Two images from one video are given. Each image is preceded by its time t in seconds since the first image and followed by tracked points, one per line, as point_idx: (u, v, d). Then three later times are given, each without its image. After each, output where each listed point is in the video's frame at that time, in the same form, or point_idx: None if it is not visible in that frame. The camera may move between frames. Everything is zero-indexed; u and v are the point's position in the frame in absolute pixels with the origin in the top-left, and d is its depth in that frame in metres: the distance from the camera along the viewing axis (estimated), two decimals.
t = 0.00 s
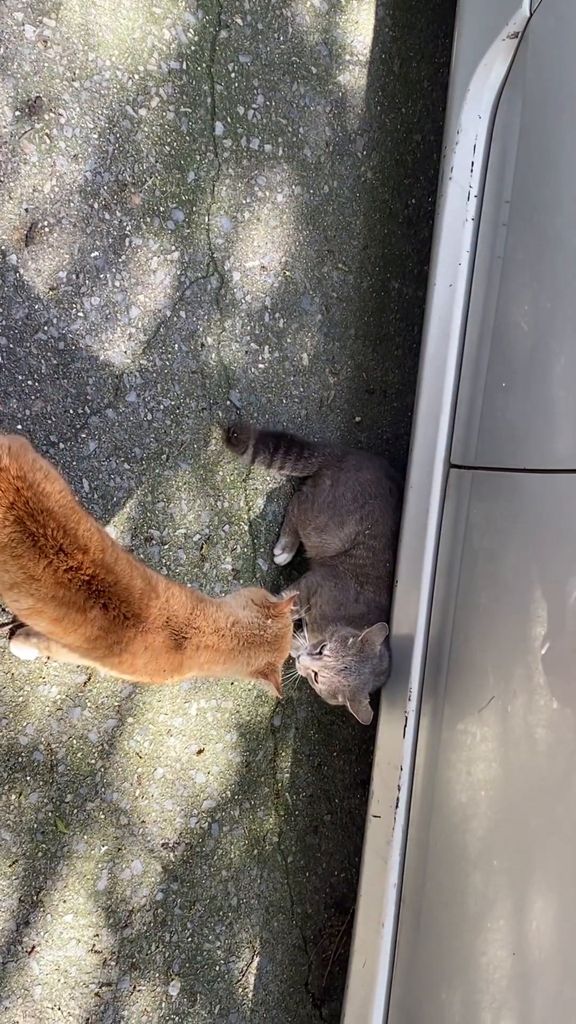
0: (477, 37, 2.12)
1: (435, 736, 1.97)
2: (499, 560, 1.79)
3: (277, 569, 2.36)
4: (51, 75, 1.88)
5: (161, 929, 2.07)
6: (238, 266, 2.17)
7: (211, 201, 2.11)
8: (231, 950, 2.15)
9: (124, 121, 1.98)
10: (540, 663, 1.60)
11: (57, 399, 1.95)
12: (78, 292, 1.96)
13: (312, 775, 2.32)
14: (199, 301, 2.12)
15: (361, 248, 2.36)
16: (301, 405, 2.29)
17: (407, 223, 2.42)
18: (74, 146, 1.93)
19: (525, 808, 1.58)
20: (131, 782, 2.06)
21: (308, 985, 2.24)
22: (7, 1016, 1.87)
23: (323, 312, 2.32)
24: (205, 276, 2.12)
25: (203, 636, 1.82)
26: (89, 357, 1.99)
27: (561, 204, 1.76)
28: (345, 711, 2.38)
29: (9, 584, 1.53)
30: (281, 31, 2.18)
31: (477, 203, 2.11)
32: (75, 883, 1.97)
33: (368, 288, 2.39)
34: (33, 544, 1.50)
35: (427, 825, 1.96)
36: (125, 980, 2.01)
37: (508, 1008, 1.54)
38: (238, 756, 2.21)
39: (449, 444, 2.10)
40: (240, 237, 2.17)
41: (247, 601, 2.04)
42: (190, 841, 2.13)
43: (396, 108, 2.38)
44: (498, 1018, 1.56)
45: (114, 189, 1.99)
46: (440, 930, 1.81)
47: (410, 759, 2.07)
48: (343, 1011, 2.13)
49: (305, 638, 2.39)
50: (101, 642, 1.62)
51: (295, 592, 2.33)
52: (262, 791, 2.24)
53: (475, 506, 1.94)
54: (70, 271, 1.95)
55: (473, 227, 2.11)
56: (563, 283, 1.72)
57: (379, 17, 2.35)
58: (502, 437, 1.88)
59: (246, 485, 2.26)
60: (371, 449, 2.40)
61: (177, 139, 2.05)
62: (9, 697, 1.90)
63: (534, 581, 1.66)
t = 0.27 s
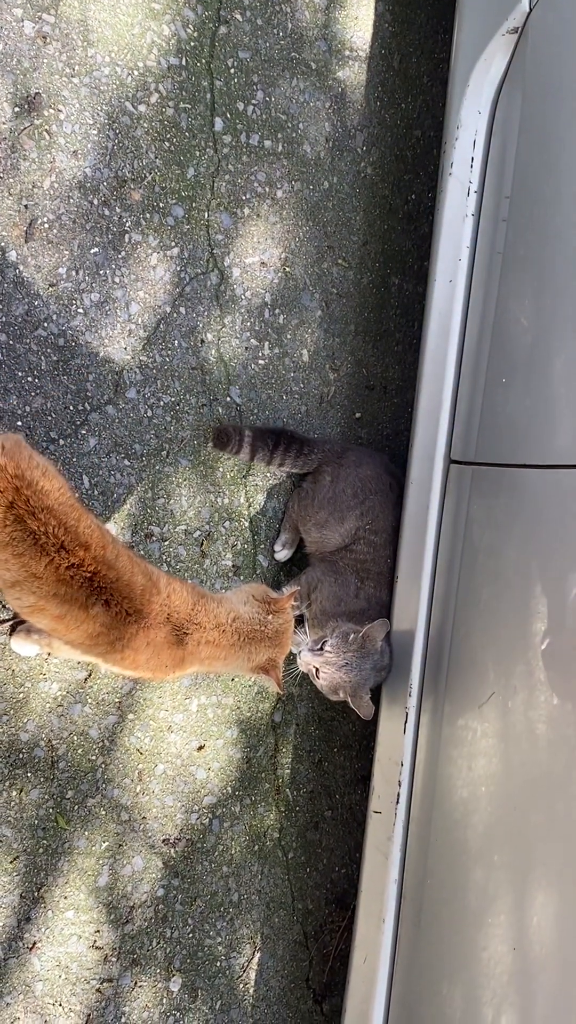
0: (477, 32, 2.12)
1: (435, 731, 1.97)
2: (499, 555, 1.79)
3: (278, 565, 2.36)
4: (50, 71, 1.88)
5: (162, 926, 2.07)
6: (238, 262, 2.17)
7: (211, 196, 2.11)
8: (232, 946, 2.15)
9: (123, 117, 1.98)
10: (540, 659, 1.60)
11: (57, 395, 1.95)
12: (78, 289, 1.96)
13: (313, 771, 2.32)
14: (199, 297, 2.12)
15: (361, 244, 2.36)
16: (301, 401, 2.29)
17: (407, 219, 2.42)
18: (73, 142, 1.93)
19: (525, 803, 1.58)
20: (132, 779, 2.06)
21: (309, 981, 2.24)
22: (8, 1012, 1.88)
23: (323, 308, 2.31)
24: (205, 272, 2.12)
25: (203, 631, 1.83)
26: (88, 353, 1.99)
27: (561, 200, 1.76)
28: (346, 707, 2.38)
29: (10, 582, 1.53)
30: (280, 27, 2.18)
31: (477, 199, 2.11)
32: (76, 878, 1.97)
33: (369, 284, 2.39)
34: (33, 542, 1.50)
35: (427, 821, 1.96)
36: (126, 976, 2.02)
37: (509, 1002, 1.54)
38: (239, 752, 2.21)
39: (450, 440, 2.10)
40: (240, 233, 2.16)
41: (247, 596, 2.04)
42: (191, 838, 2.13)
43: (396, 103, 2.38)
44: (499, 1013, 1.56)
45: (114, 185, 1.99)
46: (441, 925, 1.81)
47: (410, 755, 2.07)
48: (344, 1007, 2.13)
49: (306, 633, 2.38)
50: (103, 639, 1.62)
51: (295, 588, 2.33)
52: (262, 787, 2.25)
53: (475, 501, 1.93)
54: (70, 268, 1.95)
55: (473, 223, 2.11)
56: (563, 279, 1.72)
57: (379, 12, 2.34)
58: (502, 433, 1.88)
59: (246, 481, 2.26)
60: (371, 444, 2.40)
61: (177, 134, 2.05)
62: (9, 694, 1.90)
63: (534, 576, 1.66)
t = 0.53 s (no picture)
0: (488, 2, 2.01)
1: (443, 739, 1.87)
2: (511, 554, 1.69)
3: (278, 564, 2.27)
4: (37, 45, 1.79)
5: (157, 942, 1.98)
6: (235, 246, 2.07)
7: (207, 178, 2.02)
8: (230, 964, 2.06)
9: (115, 94, 1.89)
10: (554, 663, 1.51)
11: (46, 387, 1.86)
12: (67, 275, 1.87)
13: (315, 779, 2.23)
14: (195, 283, 2.02)
15: (365, 227, 2.26)
16: (302, 393, 2.20)
17: (413, 201, 2.32)
18: (63, 120, 1.83)
19: (538, 815, 1.49)
20: (125, 788, 1.97)
21: (311, 1000, 2.15)
22: None
23: (325, 295, 2.22)
24: (201, 257, 2.03)
25: (200, 633, 1.73)
26: (79, 343, 1.89)
27: None
28: (349, 713, 2.28)
29: None
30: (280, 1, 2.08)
31: (487, 179, 2.00)
32: (66, 893, 1.88)
33: (373, 270, 2.29)
34: (19, 542, 1.41)
35: (435, 833, 1.86)
36: (120, 995, 1.93)
37: None
38: (238, 760, 2.12)
39: (458, 433, 2.00)
40: (237, 217, 2.07)
41: (245, 597, 1.94)
42: (187, 850, 2.04)
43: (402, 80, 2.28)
44: None
45: (105, 166, 1.89)
46: (449, 943, 1.72)
47: (417, 764, 1.97)
48: None
49: (308, 636, 2.28)
50: (94, 643, 1.53)
51: (296, 588, 2.23)
52: (262, 796, 2.15)
53: (485, 497, 1.83)
54: (59, 253, 1.86)
55: (483, 204, 2.00)
56: None
57: None
58: (514, 425, 1.78)
59: (245, 477, 2.17)
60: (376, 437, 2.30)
61: (171, 112, 1.95)
62: None
63: (548, 576, 1.56)
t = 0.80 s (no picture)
0: None
1: (450, 745, 1.79)
2: (523, 551, 1.62)
3: (278, 563, 2.19)
4: (27, 24, 1.71)
5: (153, 956, 1.91)
6: (233, 234, 2.00)
7: (205, 162, 1.95)
8: (229, 978, 1.99)
9: (108, 75, 1.81)
10: (566, 666, 1.47)
11: (37, 379, 1.79)
12: (59, 263, 1.80)
13: (317, 786, 2.15)
14: (191, 271, 1.95)
15: (368, 212, 2.19)
16: (303, 386, 2.12)
17: (417, 186, 2.25)
18: (53, 101, 1.76)
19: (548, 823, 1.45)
20: (120, 796, 1.89)
21: (312, 1015, 2.08)
22: None
23: (326, 282, 2.15)
24: (198, 244, 1.96)
25: (197, 634, 1.65)
26: (71, 334, 1.82)
27: None
28: (352, 717, 2.21)
29: None
30: None
31: (495, 162, 1.92)
32: (59, 906, 1.81)
33: (376, 258, 2.21)
34: (9, 541, 1.35)
35: (442, 843, 1.78)
36: (114, 1011, 1.86)
37: None
38: (237, 767, 2.05)
39: (466, 425, 1.91)
40: (235, 203, 2.00)
41: (244, 597, 1.86)
42: (184, 860, 1.97)
43: (406, 61, 2.20)
44: None
45: (98, 149, 1.82)
46: (456, 957, 1.65)
47: (423, 770, 1.89)
48: None
49: (307, 639, 2.19)
50: (89, 645, 1.45)
51: (296, 587, 2.15)
52: (262, 803, 2.08)
53: (494, 492, 1.76)
54: (50, 240, 1.78)
55: (490, 188, 1.92)
56: None
57: None
58: (526, 417, 1.71)
59: (244, 472, 2.10)
60: (379, 430, 2.23)
61: (167, 93, 1.88)
62: None
63: (560, 576, 1.51)
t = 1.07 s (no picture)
0: None
1: (453, 746, 1.76)
2: (529, 549, 1.60)
3: (279, 563, 2.17)
4: (24, 13, 1.68)
5: (152, 959, 1.89)
6: (233, 227, 1.98)
7: (204, 155, 1.93)
8: (229, 982, 1.96)
9: (106, 67, 1.79)
10: (571, 665, 1.45)
11: (34, 375, 1.76)
12: (56, 257, 1.77)
13: (318, 787, 2.13)
14: (191, 266, 1.93)
15: (370, 207, 2.17)
16: (304, 382, 2.10)
17: (420, 180, 2.22)
18: (51, 93, 1.73)
19: (552, 824, 1.43)
20: (119, 797, 1.87)
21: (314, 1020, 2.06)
22: None
23: (328, 279, 2.12)
24: (197, 239, 1.93)
25: (195, 633, 1.63)
26: (69, 329, 1.80)
27: None
28: (354, 718, 2.19)
29: None
30: None
31: (499, 154, 1.89)
32: (57, 909, 1.79)
33: (378, 253, 2.19)
34: (6, 540, 1.32)
35: (444, 846, 1.75)
36: (113, 1015, 1.84)
37: None
38: (237, 768, 2.03)
39: (469, 422, 1.88)
40: (235, 197, 1.98)
41: (244, 596, 1.83)
42: (184, 862, 1.94)
43: (408, 54, 2.18)
44: None
45: (96, 141, 1.79)
46: (459, 960, 1.63)
47: (426, 771, 1.86)
48: None
49: (307, 639, 2.17)
50: (86, 644, 1.43)
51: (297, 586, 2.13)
52: (263, 804, 2.06)
53: (498, 490, 1.73)
54: (48, 234, 1.76)
55: (494, 181, 1.89)
56: None
57: None
58: (531, 413, 1.68)
59: (245, 470, 2.07)
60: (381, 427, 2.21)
61: (166, 86, 1.86)
62: None
63: (565, 574, 1.49)
